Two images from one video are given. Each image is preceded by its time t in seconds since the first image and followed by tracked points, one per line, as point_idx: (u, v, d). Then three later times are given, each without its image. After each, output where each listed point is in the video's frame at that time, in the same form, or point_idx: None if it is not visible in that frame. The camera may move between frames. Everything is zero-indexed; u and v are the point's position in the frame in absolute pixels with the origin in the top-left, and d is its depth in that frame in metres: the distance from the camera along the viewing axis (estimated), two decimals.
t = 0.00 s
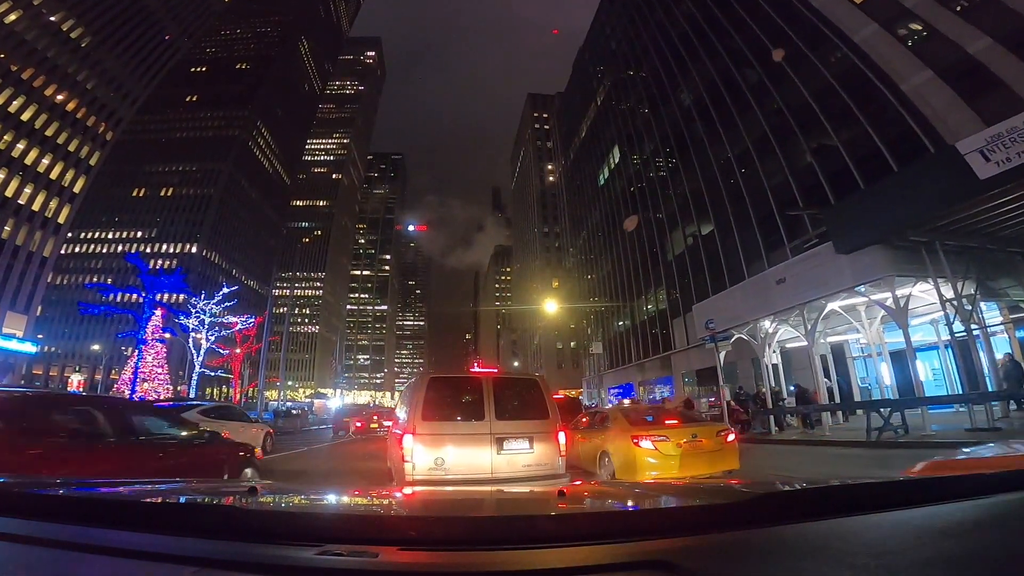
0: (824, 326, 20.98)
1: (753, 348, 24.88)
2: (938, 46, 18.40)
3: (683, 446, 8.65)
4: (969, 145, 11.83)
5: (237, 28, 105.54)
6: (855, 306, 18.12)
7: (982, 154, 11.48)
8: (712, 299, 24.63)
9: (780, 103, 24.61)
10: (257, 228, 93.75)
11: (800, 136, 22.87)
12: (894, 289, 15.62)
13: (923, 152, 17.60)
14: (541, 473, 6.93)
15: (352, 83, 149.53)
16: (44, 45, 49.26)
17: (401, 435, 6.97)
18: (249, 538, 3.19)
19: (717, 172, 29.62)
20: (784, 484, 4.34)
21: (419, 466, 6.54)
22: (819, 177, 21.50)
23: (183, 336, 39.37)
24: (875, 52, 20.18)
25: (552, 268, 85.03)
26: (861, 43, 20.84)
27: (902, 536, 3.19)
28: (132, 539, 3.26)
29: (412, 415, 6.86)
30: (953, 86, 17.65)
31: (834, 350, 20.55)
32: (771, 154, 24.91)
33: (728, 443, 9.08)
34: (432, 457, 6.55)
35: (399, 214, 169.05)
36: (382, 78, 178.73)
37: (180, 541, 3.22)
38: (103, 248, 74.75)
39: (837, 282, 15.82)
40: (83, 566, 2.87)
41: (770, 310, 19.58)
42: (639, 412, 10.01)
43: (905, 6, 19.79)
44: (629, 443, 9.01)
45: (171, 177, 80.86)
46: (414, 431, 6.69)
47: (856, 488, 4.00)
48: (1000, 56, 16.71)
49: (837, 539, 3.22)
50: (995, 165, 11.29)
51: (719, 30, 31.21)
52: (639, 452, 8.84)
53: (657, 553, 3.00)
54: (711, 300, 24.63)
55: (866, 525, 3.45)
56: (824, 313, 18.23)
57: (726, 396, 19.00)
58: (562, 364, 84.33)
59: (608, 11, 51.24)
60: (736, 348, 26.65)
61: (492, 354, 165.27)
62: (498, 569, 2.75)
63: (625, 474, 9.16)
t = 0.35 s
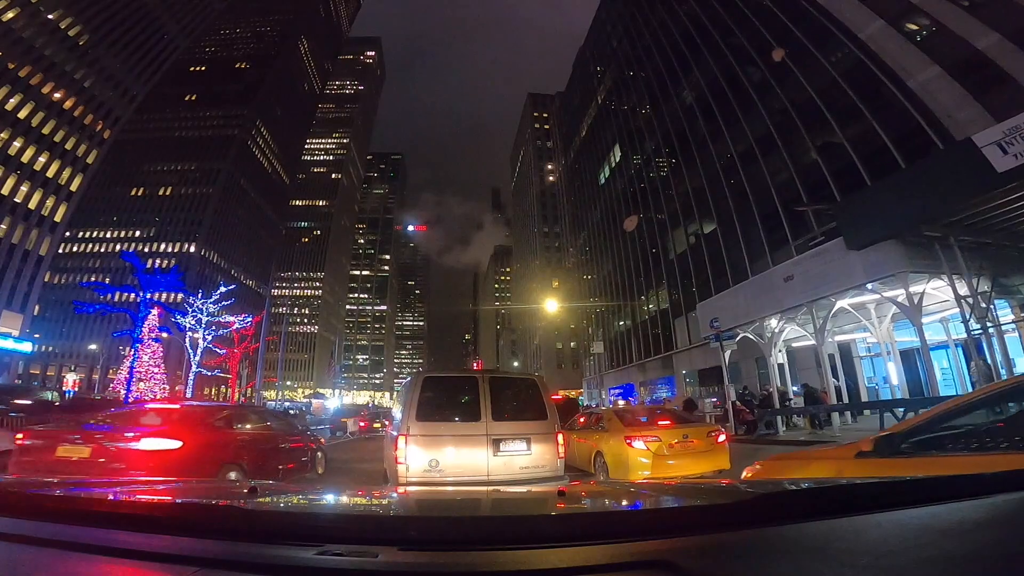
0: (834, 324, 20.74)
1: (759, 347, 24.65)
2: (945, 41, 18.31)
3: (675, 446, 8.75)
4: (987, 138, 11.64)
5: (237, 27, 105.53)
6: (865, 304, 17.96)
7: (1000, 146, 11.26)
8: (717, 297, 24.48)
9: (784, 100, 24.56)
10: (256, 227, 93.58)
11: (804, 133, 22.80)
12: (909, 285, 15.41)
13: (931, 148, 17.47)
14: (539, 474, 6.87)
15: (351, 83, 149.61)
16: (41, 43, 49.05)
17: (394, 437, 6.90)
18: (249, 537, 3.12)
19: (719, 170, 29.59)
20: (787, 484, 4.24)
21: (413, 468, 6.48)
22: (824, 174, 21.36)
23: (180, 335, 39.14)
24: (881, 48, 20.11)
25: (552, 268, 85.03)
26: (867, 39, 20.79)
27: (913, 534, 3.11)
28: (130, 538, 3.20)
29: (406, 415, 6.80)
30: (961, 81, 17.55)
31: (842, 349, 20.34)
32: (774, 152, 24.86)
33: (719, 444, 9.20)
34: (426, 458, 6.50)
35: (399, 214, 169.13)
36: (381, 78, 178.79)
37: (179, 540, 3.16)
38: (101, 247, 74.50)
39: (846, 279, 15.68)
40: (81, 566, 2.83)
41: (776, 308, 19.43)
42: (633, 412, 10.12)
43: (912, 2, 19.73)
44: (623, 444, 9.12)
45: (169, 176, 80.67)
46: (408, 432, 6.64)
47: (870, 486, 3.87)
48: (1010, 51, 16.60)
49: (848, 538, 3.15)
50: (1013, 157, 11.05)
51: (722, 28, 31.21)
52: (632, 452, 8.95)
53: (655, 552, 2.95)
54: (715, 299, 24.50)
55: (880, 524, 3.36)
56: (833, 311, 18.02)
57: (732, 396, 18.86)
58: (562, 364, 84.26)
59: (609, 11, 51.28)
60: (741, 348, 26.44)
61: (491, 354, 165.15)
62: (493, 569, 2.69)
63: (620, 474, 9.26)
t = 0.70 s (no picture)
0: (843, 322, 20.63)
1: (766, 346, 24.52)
2: (954, 36, 18.23)
3: (672, 447, 8.78)
4: (1005, 130, 11.50)
5: (235, 26, 105.48)
6: (876, 300, 17.89)
7: (1019, 137, 11.12)
8: (722, 295, 24.38)
9: (787, 96, 24.51)
10: (254, 227, 93.45)
11: (809, 129, 22.73)
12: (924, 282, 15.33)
13: (939, 143, 17.36)
14: (535, 474, 6.81)
15: (350, 82, 149.54)
16: (37, 40, 48.95)
17: (387, 437, 6.85)
18: (251, 537, 3.07)
19: (722, 167, 29.57)
20: (790, 485, 4.14)
21: (406, 470, 6.42)
22: (830, 170, 21.25)
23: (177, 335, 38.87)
24: (888, 44, 20.05)
25: (552, 268, 85.00)
26: (873, 35, 20.74)
27: (922, 533, 3.06)
28: (130, 539, 3.15)
29: (400, 415, 6.74)
30: (969, 77, 17.48)
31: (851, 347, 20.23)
32: (777, 148, 24.80)
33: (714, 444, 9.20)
34: (420, 459, 6.43)
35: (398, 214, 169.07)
36: (380, 78, 178.82)
37: (179, 541, 3.10)
38: (99, 246, 74.35)
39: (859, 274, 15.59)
40: (78, 566, 2.77)
41: (785, 305, 19.33)
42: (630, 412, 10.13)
43: None
44: (618, 442, 9.13)
45: (167, 175, 80.57)
46: (401, 431, 6.58)
47: (880, 485, 3.78)
48: (1020, 45, 16.52)
49: (862, 538, 3.08)
50: None
51: (725, 25, 31.20)
52: (627, 451, 8.96)
53: (657, 552, 2.89)
54: (721, 296, 24.39)
55: (892, 524, 3.28)
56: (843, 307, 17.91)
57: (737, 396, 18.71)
58: (562, 364, 84.23)
59: (609, 10, 51.34)
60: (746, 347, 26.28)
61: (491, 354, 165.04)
62: (493, 570, 2.64)
63: (615, 474, 9.25)
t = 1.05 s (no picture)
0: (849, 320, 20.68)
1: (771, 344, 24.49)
2: (960, 32, 18.13)
3: (664, 445, 8.86)
4: (1016, 122, 11.60)
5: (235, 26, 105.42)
6: (884, 297, 17.97)
7: None
8: (726, 293, 24.35)
9: (790, 93, 24.48)
10: (253, 226, 93.35)
11: (813, 126, 22.68)
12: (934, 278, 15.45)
13: (946, 139, 17.28)
14: (538, 477, 6.76)
15: (350, 82, 149.52)
16: (34, 39, 48.75)
17: (383, 440, 6.81)
18: (246, 537, 3.02)
19: (724, 165, 29.55)
20: (793, 485, 4.08)
21: (402, 472, 6.38)
22: (835, 166, 21.17)
23: (175, 334, 38.72)
24: (893, 39, 19.99)
25: (552, 267, 84.99)
26: (878, 30, 20.68)
27: (927, 533, 3.03)
28: (127, 539, 3.10)
29: (396, 417, 6.70)
30: (976, 72, 17.40)
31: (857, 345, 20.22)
32: (780, 146, 24.76)
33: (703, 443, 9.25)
34: (417, 463, 6.39)
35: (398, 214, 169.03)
36: (380, 78, 178.79)
37: (174, 542, 3.05)
38: (97, 245, 74.19)
39: (869, 270, 15.58)
40: (76, 567, 2.72)
41: (791, 301, 19.34)
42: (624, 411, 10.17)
43: None
44: (611, 442, 9.18)
45: (166, 174, 80.48)
46: (397, 433, 6.54)
47: (884, 485, 3.72)
48: None
49: (875, 537, 3.01)
50: None
51: (727, 23, 31.12)
52: (620, 450, 9.00)
53: (659, 552, 2.84)
54: (725, 294, 24.38)
55: (900, 525, 3.22)
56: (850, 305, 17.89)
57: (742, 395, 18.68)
58: (562, 363, 84.28)
59: (609, 8, 51.34)
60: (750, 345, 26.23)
61: (490, 354, 164.99)
62: (495, 569, 2.59)
63: (608, 473, 9.30)
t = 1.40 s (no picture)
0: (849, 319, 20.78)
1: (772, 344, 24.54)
2: (962, 31, 18.14)
3: (645, 442, 9.19)
4: (1018, 122, 11.75)
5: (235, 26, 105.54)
6: (885, 297, 18.04)
7: None
8: (726, 293, 24.38)
9: (791, 92, 24.48)
10: (253, 226, 93.43)
11: (813, 125, 22.71)
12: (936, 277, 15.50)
13: (948, 138, 17.28)
14: (537, 477, 6.76)
15: (349, 82, 149.73)
16: (34, 39, 48.72)
17: (380, 439, 6.78)
18: (245, 538, 3.00)
19: (724, 163, 29.59)
20: (788, 485, 4.08)
21: (400, 472, 6.36)
22: (836, 166, 21.16)
23: (174, 334, 38.67)
24: (894, 39, 20.00)
25: (552, 267, 85.09)
26: (879, 30, 20.72)
27: (930, 534, 3.00)
28: (127, 538, 3.09)
29: (393, 416, 6.67)
30: (977, 72, 17.41)
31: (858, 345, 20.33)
32: (781, 144, 24.73)
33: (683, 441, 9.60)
34: (416, 463, 6.38)
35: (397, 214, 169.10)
36: (380, 78, 178.90)
37: (175, 541, 3.03)
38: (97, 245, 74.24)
39: (871, 269, 15.64)
40: (77, 566, 2.71)
41: (792, 301, 19.35)
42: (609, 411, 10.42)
43: None
44: (595, 440, 9.48)
45: (166, 174, 80.53)
46: (396, 434, 6.50)
47: (883, 485, 3.69)
48: None
49: (873, 539, 3.00)
50: None
51: (727, 22, 31.14)
52: (604, 447, 9.32)
53: (658, 552, 2.83)
54: (725, 294, 24.42)
55: (902, 525, 3.20)
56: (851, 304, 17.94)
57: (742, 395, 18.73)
58: (562, 363, 84.40)
59: (609, 8, 51.40)
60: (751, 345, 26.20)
61: (490, 354, 164.96)
62: (497, 570, 2.58)
63: (592, 469, 9.65)
